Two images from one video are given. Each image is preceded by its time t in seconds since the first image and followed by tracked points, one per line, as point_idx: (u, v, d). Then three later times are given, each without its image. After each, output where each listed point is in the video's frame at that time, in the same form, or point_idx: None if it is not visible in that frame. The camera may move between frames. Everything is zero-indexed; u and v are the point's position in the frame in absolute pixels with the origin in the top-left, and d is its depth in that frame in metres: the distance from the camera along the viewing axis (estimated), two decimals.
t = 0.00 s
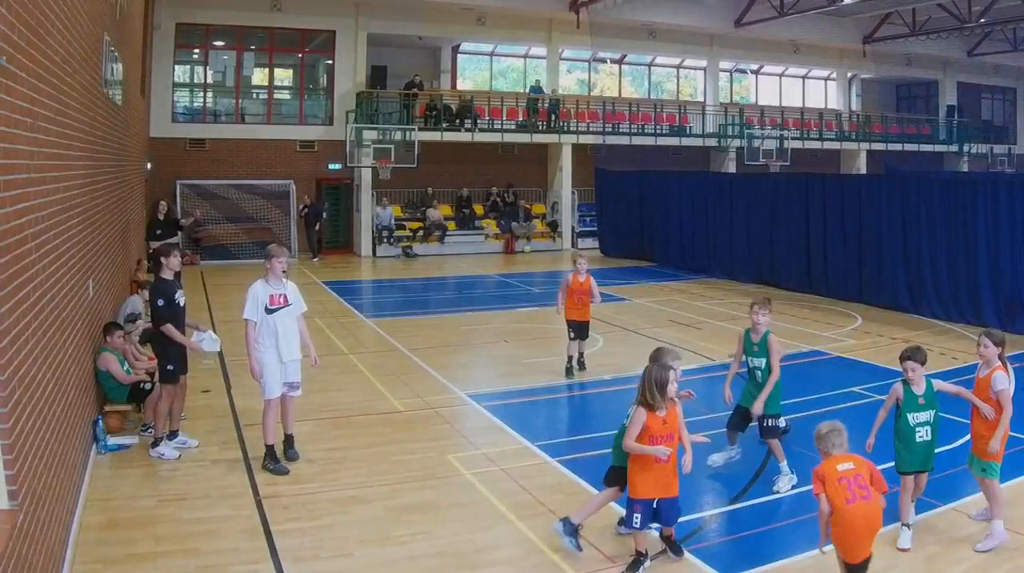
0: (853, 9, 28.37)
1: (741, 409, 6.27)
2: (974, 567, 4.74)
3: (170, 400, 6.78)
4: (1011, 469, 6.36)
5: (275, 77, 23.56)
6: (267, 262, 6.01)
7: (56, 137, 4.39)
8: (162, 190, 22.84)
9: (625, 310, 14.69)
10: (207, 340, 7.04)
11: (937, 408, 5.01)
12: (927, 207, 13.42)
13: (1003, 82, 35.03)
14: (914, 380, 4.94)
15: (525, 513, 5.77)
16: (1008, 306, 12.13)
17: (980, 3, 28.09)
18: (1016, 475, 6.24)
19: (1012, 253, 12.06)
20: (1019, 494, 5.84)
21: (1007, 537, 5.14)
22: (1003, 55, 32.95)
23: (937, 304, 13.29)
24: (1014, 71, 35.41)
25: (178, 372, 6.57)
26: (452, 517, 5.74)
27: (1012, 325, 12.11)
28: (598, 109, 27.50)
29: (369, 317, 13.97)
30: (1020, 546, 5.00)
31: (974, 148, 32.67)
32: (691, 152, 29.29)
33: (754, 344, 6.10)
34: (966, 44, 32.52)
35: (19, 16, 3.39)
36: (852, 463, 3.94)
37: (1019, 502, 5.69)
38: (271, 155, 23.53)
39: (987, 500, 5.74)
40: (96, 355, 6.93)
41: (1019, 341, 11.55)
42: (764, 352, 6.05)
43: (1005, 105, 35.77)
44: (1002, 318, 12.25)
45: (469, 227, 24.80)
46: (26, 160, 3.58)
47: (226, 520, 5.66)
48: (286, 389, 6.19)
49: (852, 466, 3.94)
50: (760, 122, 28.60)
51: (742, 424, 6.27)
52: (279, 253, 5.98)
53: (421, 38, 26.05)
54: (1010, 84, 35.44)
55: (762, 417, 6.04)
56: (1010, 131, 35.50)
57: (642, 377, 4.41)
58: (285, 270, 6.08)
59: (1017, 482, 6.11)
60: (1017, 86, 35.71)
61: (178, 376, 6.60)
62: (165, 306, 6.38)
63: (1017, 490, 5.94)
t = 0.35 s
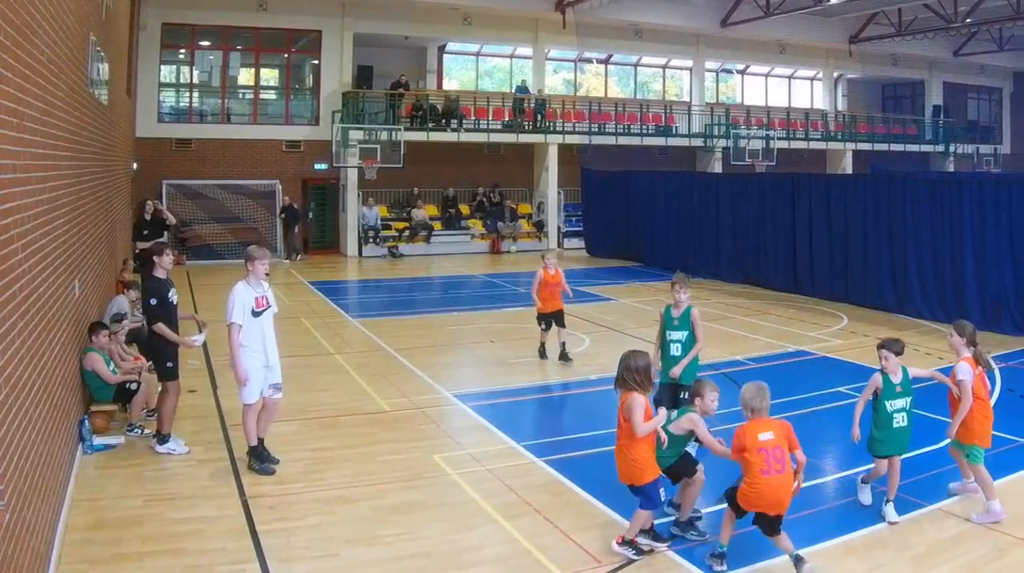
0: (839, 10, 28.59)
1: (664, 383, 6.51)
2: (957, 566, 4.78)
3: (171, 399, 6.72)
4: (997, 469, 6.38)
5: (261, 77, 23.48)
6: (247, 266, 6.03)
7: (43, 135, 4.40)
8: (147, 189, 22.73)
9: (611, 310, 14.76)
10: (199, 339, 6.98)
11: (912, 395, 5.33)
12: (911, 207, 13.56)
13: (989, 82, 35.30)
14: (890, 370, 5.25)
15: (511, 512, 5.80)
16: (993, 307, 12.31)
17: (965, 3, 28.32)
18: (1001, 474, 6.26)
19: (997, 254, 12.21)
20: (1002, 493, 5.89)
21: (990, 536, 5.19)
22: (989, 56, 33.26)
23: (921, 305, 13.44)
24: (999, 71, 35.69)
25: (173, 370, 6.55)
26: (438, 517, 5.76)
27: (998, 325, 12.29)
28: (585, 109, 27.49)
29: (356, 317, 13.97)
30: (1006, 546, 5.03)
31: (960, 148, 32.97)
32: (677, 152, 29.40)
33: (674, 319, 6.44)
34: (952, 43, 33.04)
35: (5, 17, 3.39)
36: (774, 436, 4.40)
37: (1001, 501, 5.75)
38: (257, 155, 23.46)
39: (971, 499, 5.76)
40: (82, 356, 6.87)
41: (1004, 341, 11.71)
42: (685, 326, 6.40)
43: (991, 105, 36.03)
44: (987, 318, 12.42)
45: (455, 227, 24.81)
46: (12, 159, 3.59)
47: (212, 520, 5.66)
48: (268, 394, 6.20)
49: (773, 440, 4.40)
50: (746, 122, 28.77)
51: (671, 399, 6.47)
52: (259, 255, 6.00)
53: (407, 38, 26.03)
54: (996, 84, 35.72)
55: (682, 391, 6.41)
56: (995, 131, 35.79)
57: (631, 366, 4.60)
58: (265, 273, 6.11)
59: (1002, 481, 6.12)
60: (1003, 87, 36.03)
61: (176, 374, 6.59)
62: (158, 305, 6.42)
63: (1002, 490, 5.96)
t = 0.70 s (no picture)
0: (826, 10, 28.78)
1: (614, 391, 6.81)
2: (942, 565, 4.83)
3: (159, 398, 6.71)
4: (982, 469, 6.44)
5: (248, 77, 23.41)
6: (235, 265, 6.04)
7: (30, 136, 4.39)
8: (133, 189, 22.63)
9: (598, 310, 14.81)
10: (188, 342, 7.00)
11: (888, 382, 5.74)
12: (899, 207, 13.64)
13: (976, 82, 35.54)
14: (868, 358, 5.65)
15: (498, 512, 5.83)
16: (980, 306, 12.36)
17: (952, 3, 28.54)
18: (987, 474, 6.32)
19: (983, 254, 12.24)
20: (987, 493, 5.95)
21: (975, 535, 5.25)
22: (976, 55, 33.52)
23: (908, 304, 13.51)
24: (987, 71, 35.93)
25: (162, 371, 6.55)
26: (425, 517, 5.78)
27: (984, 325, 12.33)
28: (572, 109, 27.54)
29: (343, 317, 13.97)
30: (993, 546, 5.08)
31: (947, 148, 33.23)
32: (665, 152, 29.49)
33: (616, 331, 6.61)
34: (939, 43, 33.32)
35: None
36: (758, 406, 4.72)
37: (986, 501, 5.81)
38: (244, 154, 23.38)
39: (957, 500, 5.82)
40: (70, 356, 6.83)
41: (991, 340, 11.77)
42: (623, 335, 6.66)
43: (979, 105, 36.28)
44: (974, 317, 12.46)
45: (442, 227, 24.82)
46: None
47: (199, 520, 5.66)
48: (250, 394, 6.21)
49: (763, 410, 4.69)
50: (734, 122, 28.90)
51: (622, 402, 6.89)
52: (247, 255, 6.00)
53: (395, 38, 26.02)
54: (983, 83, 35.95)
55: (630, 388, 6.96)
56: (982, 130, 36.02)
57: (599, 367, 4.69)
58: (253, 272, 6.11)
59: (987, 481, 6.19)
60: (990, 87, 36.28)
61: (164, 374, 6.58)
62: (148, 304, 6.44)
63: (988, 490, 6.02)
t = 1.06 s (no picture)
0: (813, 10, 29.00)
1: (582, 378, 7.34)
2: (927, 565, 4.89)
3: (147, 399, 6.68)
4: (967, 469, 6.52)
5: (234, 77, 23.32)
6: (219, 267, 6.04)
7: (16, 136, 4.39)
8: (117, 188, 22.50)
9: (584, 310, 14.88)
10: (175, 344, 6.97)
11: (876, 376, 5.88)
12: (885, 207, 13.75)
13: (961, 82, 35.80)
14: (858, 351, 5.77)
15: (483, 512, 5.86)
16: (966, 305, 12.48)
17: (939, 4, 28.77)
18: (972, 474, 6.40)
19: (970, 255, 12.37)
20: (971, 493, 6.03)
21: (958, 534, 5.32)
22: (963, 55, 33.83)
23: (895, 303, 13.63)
24: (973, 71, 36.22)
25: (150, 370, 6.50)
26: (410, 517, 5.81)
27: (970, 324, 12.45)
28: (558, 109, 27.57)
29: (329, 317, 13.96)
30: (977, 546, 5.14)
31: (934, 148, 33.53)
32: (651, 151, 29.59)
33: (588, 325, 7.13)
34: (925, 44, 33.61)
35: None
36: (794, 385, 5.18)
37: (970, 501, 5.88)
38: (230, 154, 23.29)
39: (942, 500, 5.89)
40: (55, 356, 6.81)
41: (977, 340, 11.90)
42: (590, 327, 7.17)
43: (964, 105, 36.59)
44: (960, 317, 12.59)
45: (428, 227, 24.82)
46: None
47: (186, 520, 5.66)
48: (230, 397, 6.16)
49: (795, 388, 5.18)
50: (720, 122, 29.06)
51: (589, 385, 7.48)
52: (232, 254, 6.02)
53: (381, 38, 26.01)
54: (969, 84, 36.24)
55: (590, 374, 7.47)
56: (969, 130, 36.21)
57: (555, 367, 4.65)
58: (238, 272, 6.12)
59: (972, 481, 6.26)
60: (976, 87, 36.60)
61: (153, 375, 6.53)
62: (133, 301, 6.46)
63: (973, 490, 6.10)
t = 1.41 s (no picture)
0: (798, 10, 29.22)
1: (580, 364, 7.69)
2: (913, 565, 4.94)
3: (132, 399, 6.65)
4: (953, 469, 6.60)
5: (220, 77, 23.23)
6: (208, 270, 6.05)
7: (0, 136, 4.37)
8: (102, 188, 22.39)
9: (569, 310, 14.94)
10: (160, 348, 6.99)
11: (855, 366, 6.39)
12: (871, 207, 13.86)
13: (947, 82, 36.04)
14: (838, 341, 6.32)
15: (469, 513, 5.89)
16: (952, 305, 12.61)
17: (924, 4, 29.02)
18: (958, 474, 6.48)
19: (956, 255, 12.50)
20: (957, 493, 6.09)
21: (944, 534, 5.37)
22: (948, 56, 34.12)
23: (881, 303, 13.75)
24: (958, 71, 36.47)
25: (136, 372, 6.51)
26: (397, 517, 5.83)
27: (956, 324, 12.60)
28: (544, 109, 27.62)
29: (315, 317, 13.94)
30: (963, 546, 5.19)
31: (920, 148, 33.82)
32: (637, 152, 29.69)
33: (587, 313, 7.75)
34: (911, 44, 33.88)
35: None
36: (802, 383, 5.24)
37: (956, 501, 5.95)
38: (215, 154, 23.18)
39: (928, 500, 5.96)
40: (41, 356, 6.80)
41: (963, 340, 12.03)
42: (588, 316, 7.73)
43: (950, 105, 36.84)
44: (946, 316, 12.72)
45: (413, 227, 24.81)
46: None
47: (172, 520, 5.66)
48: (213, 402, 6.17)
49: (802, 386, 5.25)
50: (706, 122, 29.21)
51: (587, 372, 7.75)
52: (223, 257, 6.03)
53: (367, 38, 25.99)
54: (955, 84, 36.47)
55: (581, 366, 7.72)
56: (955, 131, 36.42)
57: (522, 369, 4.63)
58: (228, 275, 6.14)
59: (958, 481, 6.34)
60: (962, 87, 36.84)
61: (138, 376, 6.52)
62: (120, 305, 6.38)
63: (959, 490, 6.17)
